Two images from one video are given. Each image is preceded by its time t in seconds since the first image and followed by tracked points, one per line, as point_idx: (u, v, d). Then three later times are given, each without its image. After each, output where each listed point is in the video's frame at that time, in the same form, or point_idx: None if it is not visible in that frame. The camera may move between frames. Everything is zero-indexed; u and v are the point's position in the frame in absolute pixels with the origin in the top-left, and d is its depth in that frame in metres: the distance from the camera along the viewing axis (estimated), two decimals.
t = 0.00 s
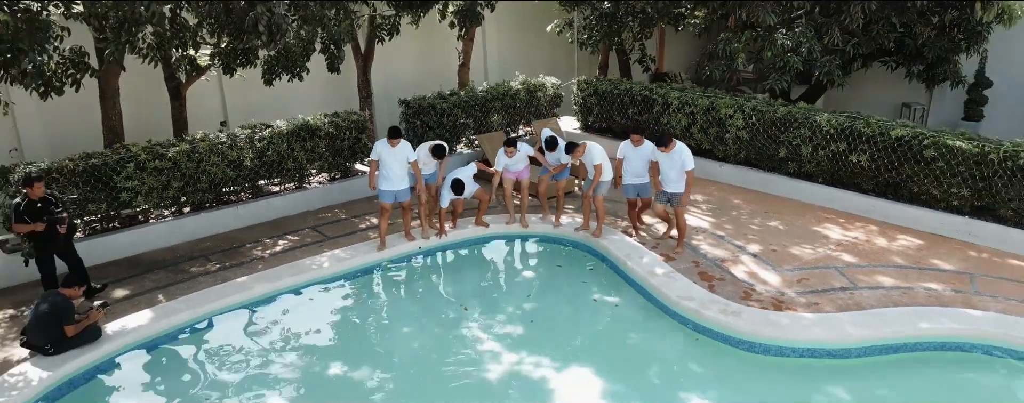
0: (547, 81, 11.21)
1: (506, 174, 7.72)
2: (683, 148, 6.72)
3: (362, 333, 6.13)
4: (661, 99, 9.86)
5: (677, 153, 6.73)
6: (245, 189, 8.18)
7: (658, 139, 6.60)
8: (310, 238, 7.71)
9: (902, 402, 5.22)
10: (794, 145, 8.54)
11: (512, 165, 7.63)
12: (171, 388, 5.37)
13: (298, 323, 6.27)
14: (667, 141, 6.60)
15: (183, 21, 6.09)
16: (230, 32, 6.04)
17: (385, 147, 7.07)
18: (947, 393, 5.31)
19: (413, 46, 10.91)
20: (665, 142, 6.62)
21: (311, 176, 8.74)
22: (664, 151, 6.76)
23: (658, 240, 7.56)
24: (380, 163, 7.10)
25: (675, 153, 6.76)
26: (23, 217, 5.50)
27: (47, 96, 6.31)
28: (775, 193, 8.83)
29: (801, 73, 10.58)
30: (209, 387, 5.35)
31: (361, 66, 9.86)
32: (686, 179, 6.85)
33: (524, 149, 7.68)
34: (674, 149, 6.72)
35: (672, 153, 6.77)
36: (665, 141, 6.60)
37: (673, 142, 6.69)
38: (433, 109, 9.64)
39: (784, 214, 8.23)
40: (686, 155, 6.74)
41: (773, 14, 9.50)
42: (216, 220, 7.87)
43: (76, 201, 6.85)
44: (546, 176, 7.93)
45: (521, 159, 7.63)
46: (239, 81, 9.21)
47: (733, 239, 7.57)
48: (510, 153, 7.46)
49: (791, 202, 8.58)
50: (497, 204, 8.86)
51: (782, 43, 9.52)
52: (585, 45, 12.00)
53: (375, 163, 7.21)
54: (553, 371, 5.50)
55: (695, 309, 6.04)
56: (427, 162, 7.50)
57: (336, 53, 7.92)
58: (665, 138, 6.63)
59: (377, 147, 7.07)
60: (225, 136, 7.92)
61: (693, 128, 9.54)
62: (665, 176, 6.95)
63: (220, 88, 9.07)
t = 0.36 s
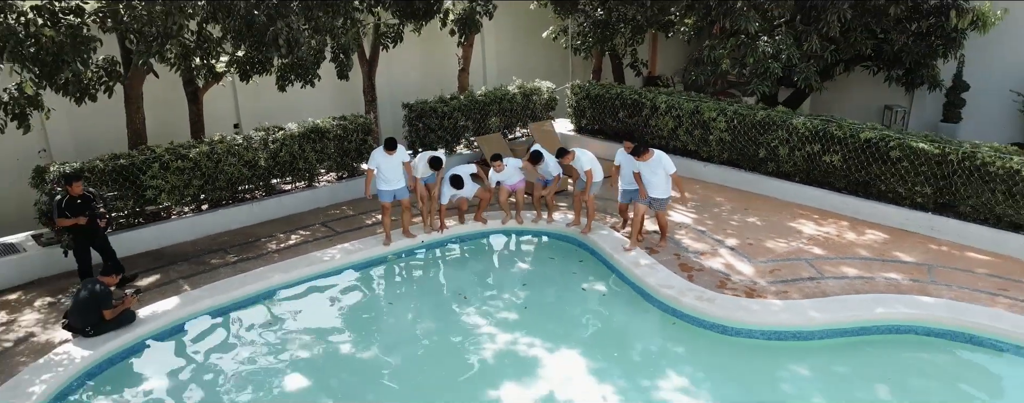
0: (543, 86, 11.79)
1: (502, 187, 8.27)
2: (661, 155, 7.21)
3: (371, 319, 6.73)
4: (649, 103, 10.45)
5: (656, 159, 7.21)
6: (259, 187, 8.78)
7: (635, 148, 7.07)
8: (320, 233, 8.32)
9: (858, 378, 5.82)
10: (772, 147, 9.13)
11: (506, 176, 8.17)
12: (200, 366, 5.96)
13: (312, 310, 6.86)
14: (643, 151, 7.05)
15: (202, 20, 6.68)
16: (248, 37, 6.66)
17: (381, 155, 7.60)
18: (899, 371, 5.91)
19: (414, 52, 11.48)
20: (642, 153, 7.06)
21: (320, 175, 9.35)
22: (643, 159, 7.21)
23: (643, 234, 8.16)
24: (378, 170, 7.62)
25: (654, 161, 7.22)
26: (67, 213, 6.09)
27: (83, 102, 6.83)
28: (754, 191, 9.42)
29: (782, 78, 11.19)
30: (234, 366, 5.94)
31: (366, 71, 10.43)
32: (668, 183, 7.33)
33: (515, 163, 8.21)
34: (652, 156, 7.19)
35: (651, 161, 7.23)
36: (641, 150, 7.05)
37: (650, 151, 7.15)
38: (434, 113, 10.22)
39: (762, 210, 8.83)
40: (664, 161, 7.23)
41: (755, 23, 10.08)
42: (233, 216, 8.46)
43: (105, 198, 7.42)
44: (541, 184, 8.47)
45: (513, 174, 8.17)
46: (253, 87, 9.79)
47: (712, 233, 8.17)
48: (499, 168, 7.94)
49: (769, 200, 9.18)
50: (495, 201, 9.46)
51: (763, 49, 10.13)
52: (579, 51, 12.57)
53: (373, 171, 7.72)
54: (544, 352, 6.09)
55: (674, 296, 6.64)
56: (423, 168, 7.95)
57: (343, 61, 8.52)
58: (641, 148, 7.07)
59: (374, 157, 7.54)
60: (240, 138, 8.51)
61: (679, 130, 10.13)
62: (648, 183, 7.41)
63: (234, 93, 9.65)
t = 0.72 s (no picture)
0: (537, 90, 12.37)
1: (493, 194, 9.01)
2: (632, 158, 7.83)
3: (377, 307, 7.31)
4: (638, 106, 11.04)
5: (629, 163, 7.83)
6: (270, 186, 9.37)
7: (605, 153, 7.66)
8: (328, 229, 8.90)
9: (820, 359, 6.40)
10: (752, 148, 9.72)
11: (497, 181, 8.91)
12: (222, 348, 6.54)
13: (322, 300, 7.45)
14: (614, 155, 7.66)
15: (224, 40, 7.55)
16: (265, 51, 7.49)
17: (388, 167, 8.38)
18: (858, 353, 6.49)
19: (415, 59, 12.05)
20: (612, 156, 7.66)
21: (326, 175, 9.93)
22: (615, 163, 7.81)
23: (630, 230, 8.75)
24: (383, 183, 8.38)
25: (627, 164, 7.83)
26: (101, 209, 6.69)
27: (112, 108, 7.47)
28: (736, 190, 10.00)
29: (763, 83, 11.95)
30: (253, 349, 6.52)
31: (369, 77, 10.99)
32: (639, 185, 7.89)
33: (505, 171, 8.98)
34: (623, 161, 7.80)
35: (624, 164, 7.84)
36: (612, 154, 7.66)
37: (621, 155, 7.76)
38: (435, 116, 10.80)
39: (742, 208, 9.41)
40: (635, 163, 7.84)
41: (737, 31, 10.76)
42: (246, 213, 9.03)
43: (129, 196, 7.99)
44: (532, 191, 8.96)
45: (502, 180, 8.94)
46: (263, 92, 10.36)
47: (694, 229, 8.76)
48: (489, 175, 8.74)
49: (749, 198, 9.76)
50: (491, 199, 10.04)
51: (746, 56, 10.86)
52: (572, 56, 13.14)
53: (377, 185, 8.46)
54: (536, 336, 6.67)
55: (656, 287, 7.22)
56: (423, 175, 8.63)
57: (350, 67, 9.08)
58: (612, 152, 7.68)
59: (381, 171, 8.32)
60: (253, 141, 9.10)
61: (666, 132, 10.72)
62: (621, 186, 7.99)
63: (245, 98, 10.22)
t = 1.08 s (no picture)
0: (532, 93, 12.96)
1: (488, 191, 9.60)
2: (614, 157, 8.54)
3: (380, 296, 7.92)
4: (626, 109, 11.65)
5: (612, 162, 8.53)
6: (279, 185, 9.97)
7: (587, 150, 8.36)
8: (333, 225, 9.51)
9: (785, 341, 7.02)
10: (732, 149, 10.33)
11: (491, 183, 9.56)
12: (238, 333, 7.14)
13: (330, 290, 8.05)
14: (597, 153, 8.43)
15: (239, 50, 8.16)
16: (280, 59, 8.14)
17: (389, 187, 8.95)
18: (821, 336, 7.10)
19: (416, 64, 12.64)
20: (595, 153, 8.43)
21: (331, 174, 10.54)
22: (598, 161, 8.53)
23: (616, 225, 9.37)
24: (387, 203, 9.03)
25: (609, 161, 8.53)
26: (133, 204, 7.33)
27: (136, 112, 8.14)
28: (718, 188, 10.61)
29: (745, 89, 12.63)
30: (267, 333, 7.12)
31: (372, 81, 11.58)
32: (620, 182, 8.52)
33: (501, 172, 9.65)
34: (605, 160, 8.51)
35: (607, 162, 8.54)
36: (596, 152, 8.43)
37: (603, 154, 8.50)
38: (434, 118, 11.40)
39: (722, 205, 10.01)
40: (617, 161, 8.53)
41: (720, 39, 11.41)
42: (257, 210, 9.63)
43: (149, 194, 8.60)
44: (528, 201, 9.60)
45: (497, 179, 9.57)
46: (272, 96, 10.95)
47: (676, 225, 9.37)
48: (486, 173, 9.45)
49: (730, 195, 10.37)
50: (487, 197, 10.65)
51: (728, 61, 11.60)
52: (565, 61, 13.74)
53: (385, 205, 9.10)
54: (526, 322, 7.28)
55: (637, 277, 7.83)
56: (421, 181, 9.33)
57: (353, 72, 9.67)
58: (595, 150, 8.50)
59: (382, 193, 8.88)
60: (263, 142, 9.71)
61: (653, 134, 11.34)
62: (604, 183, 8.59)
63: (254, 101, 10.79)
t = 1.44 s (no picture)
0: (524, 98, 13.57)
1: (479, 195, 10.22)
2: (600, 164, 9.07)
3: (380, 289, 8.52)
4: (613, 113, 12.28)
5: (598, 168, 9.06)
6: (284, 185, 10.58)
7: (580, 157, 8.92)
8: (335, 223, 10.11)
9: (753, 330, 7.63)
10: (712, 151, 10.94)
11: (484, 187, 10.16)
12: (249, 322, 7.74)
13: (332, 283, 8.65)
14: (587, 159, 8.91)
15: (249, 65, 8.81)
16: (287, 70, 8.76)
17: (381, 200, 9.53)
18: (787, 325, 7.71)
19: (413, 69, 13.23)
20: (585, 159, 8.92)
21: (333, 175, 11.14)
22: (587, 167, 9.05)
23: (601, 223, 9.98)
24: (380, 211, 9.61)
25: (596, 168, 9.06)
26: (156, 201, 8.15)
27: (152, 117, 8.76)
28: (699, 188, 11.22)
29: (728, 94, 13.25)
30: (276, 322, 7.71)
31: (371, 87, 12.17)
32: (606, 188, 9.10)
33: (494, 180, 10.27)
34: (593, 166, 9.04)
35: (594, 168, 9.08)
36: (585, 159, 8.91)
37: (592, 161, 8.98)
38: (430, 122, 12.00)
39: (702, 204, 10.62)
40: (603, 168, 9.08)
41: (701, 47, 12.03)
42: (264, 209, 10.23)
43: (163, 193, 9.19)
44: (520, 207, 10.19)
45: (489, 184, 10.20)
46: (277, 101, 11.53)
47: (658, 223, 9.98)
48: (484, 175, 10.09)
49: (710, 195, 10.97)
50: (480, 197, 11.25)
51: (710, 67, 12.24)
52: (557, 67, 14.34)
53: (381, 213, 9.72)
54: (516, 312, 7.87)
55: (619, 271, 8.44)
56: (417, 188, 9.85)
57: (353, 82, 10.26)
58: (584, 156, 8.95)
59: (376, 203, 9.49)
60: (269, 145, 10.32)
61: (638, 137, 11.95)
62: (591, 188, 9.20)
63: (260, 107, 11.36)
